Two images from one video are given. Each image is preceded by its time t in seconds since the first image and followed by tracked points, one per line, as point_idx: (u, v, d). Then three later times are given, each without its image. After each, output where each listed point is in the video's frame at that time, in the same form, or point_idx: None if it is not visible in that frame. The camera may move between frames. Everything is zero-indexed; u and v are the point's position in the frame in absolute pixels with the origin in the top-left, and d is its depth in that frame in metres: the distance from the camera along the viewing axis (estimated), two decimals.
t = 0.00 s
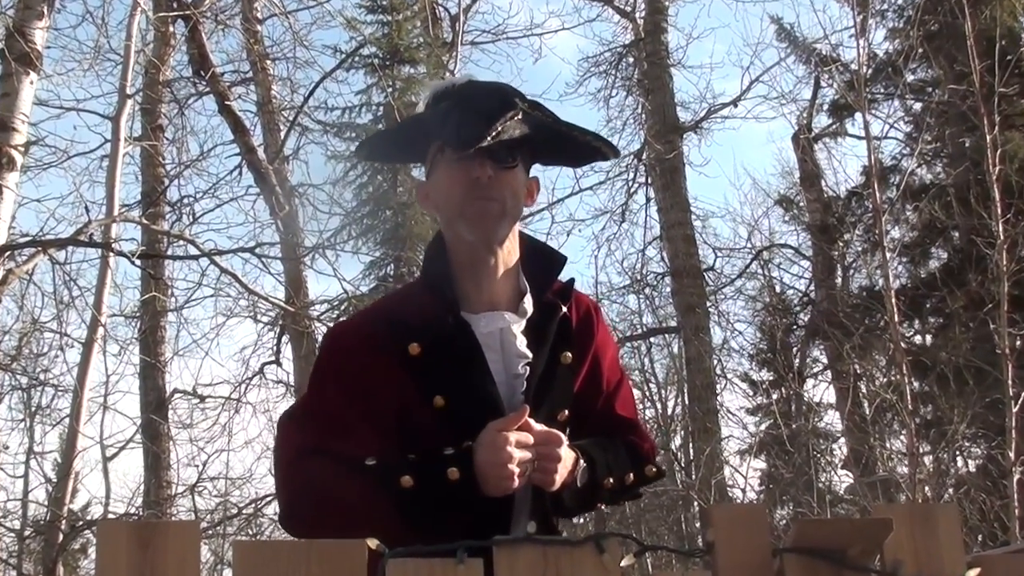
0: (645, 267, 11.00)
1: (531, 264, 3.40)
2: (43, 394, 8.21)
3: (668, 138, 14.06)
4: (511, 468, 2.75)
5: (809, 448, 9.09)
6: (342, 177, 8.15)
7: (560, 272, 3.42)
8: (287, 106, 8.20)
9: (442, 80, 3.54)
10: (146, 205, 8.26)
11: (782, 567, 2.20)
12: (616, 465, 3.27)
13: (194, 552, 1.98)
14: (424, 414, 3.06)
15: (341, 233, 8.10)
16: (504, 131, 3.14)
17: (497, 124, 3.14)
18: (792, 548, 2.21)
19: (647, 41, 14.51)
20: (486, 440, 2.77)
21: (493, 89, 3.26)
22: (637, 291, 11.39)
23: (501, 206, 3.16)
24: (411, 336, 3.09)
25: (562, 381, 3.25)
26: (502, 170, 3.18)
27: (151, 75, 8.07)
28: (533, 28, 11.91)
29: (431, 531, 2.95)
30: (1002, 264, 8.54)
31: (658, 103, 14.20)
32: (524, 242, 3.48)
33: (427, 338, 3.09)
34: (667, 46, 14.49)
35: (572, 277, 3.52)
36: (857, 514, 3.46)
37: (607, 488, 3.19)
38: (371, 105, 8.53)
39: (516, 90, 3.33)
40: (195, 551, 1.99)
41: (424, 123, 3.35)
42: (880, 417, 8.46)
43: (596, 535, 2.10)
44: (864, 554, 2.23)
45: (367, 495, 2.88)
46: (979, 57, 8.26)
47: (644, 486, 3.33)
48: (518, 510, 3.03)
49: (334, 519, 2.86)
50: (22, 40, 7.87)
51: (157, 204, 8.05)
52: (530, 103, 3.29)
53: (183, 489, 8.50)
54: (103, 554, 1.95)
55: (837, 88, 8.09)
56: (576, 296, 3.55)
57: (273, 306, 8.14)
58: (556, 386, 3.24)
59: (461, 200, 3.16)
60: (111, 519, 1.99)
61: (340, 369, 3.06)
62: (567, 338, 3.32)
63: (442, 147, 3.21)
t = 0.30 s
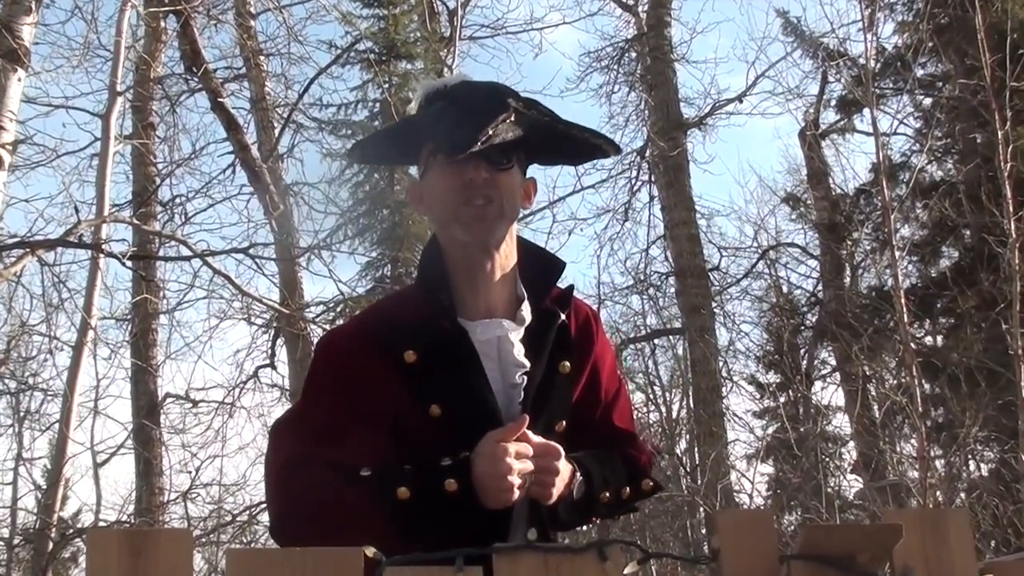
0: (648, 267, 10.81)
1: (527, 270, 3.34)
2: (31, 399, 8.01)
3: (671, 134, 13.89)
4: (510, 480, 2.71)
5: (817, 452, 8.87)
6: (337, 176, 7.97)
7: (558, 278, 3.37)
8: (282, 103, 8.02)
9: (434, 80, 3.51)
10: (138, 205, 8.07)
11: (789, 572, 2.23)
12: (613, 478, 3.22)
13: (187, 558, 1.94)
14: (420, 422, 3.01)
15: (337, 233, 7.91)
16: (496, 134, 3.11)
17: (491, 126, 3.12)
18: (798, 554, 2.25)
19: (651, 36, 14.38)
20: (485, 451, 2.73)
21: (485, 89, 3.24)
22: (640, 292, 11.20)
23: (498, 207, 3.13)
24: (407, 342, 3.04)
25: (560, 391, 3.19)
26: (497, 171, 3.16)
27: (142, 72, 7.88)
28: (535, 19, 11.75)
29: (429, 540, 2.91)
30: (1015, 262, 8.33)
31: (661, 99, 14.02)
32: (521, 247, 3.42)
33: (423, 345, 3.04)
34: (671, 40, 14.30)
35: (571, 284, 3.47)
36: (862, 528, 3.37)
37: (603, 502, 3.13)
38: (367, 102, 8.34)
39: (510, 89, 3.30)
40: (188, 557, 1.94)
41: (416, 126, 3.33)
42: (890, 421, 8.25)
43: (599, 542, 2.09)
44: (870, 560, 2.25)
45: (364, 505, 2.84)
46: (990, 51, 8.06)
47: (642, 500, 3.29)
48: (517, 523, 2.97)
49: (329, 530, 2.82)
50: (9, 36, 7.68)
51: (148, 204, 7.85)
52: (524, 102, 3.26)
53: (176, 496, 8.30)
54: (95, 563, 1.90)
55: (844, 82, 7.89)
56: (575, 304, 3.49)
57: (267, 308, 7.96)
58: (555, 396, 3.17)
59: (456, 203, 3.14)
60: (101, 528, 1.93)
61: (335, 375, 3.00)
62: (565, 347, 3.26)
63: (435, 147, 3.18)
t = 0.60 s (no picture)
0: (654, 272, 10.62)
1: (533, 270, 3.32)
2: (22, 408, 7.82)
3: (677, 135, 13.71)
4: (518, 482, 2.65)
5: (827, 460, 8.66)
6: (335, 178, 7.79)
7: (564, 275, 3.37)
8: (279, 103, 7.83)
9: (438, 76, 3.43)
10: (131, 209, 7.89)
11: None
12: (621, 479, 3.23)
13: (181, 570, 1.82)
14: (424, 425, 2.92)
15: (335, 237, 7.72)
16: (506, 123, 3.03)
17: (498, 116, 3.04)
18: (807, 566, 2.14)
19: (656, 34, 14.08)
20: (491, 454, 2.67)
21: (492, 82, 3.16)
22: (646, 297, 11.00)
23: (504, 203, 3.03)
24: (411, 344, 2.96)
25: (570, 390, 3.18)
26: (503, 166, 3.06)
27: (135, 73, 7.70)
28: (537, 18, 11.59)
29: (435, 548, 2.83)
30: None
31: (668, 99, 13.83)
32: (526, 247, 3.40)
33: (428, 346, 2.97)
34: (677, 39, 14.05)
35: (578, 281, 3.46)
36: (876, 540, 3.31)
37: (613, 504, 3.15)
38: (366, 103, 8.16)
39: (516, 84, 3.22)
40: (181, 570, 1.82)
41: (419, 123, 3.23)
42: (902, 429, 8.05)
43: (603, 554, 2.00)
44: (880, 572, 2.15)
45: (368, 513, 2.76)
46: (1006, 48, 7.86)
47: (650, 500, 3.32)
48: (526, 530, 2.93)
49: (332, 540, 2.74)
50: None
51: (141, 207, 7.67)
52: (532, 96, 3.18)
53: (170, 507, 8.11)
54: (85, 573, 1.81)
55: (855, 82, 7.69)
56: (584, 301, 3.47)
57: (263, 314, 7.76)
58: (565, 395, 3.16)
59: (461, 199, 3.04)
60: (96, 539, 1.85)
61: (336, 379, 2.91)
62: (574, 346, 3.25)
63: (439, 142, 3.08)
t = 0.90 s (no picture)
0: (660, 276, 10.43)
1: (543, 272, 3.33)
2: (13, 416, 7.63)
3: (686, 137, 13.48)
4: (527, 490, 2.66)
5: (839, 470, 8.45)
6: (334, 180, 7.60)
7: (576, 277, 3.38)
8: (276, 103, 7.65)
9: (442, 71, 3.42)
10: (125, 211, 7.70)
11: None
12: (634, 489, 3.19)
13: None
14: (429, 433, 2.95)
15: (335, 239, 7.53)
16: (513, 127, 3.01)
17: (505, 119, 3.02)
18: None
19: (663, 33, 13.90)
20: (500, 462, 2.67)
21: (499, 81, 3.13)
22: (651, 302, 10.82)
23: (512, 206, 3.05)
24: (415, 350, 3.00)
25: (580, 394, 3.16)
26: (512, 169, 3.07)
27: (129, 72, 7.52)
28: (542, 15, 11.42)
29: (439, 559, 2.85)
30: None
31: (675, 100, 13.60)
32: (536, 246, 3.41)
33: (433, 351, 3.00)
34: (684, 38, 13.87)
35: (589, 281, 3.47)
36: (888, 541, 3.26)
37: (624, 514, 3.13)
38: (366, 102, 7.98)
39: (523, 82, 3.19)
40: None
41: (425, 123, 3.23)
42: (916, 438, 7.84)
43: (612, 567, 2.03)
44: None
45: (371, 523, 2.81)
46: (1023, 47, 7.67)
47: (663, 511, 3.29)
48: (533, 540, 2.90)
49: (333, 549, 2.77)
50: None
51: (135, 210, 7.48)
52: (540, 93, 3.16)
53: (165, 517, 7.91)
54: None
55: (866, 82, 7.50)
56: (595, 305, 3.48)
57: (260, 319, 7.56)
58: (575, 398, 3.14)
59: (469, 204, 3.05)
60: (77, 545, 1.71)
61: (339, 386, 2.96)
62: (584, 350, 3.25)
63: (446, 145, 3.08)
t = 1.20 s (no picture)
0: (666, 281, 10.24)
1: (551, 290, 3.57)
2: (4, 427, 7.45)
3: (692, 139, 13.35)
4: (534, 508, 2.88)
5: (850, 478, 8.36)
6: (333, 185, 7.44)
7: (585, 291, 3.61)
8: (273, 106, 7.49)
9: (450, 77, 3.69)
10: (119, 218, 7.53)
11: None
12: (645, 508, 3.46)
13: None
14: (434, 450, 3.11)
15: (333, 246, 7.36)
16: (518, 135, 3.31)
17: (511, 127, 3.31)
18: None
19: (668, 32, 13.70)
20: (506, 481, 2.90)
21: (506, 88, 3.42)
22: (658, 308, 10.64)
23: (517, 212, 3.31)
24: (420, 367, 3.17)
25: (588, 411, 3.38)
26: (518, 177, 3.34)
27: (122, 75, 7.35)
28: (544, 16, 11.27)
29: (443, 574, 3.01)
30: None
31: (681, 100, 13.45)
32: (545, 263, 3.65)
33: (437, 369, 3.17)
34: (690, 38, 13.70)
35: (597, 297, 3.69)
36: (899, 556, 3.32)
37: (635, 533, 3.37)
38: (366, 105, 7.82)
39: (529, 87, 3.48)
40: None
41: (434, 127, 3.51)
42: (930, 447, 7.66)
43: None
44: None
45: (378, 540, 2.98)
46: None
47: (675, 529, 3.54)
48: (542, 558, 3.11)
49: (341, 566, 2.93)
50: None
51: (129, 216, 7.32)
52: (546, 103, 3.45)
53: (160, 530, 7.73)
54: None
55: (877, 81, 7.33)
56: (603, 319, 3.71)
57: (258, 328, 7.39)
58: (584, 415, 3.36)
59: (475, 210, 3.32)
60: None
61: (344, 405, 3.10)
62: (592, 369, 3.46)
63: (454, 154, 3.37)
